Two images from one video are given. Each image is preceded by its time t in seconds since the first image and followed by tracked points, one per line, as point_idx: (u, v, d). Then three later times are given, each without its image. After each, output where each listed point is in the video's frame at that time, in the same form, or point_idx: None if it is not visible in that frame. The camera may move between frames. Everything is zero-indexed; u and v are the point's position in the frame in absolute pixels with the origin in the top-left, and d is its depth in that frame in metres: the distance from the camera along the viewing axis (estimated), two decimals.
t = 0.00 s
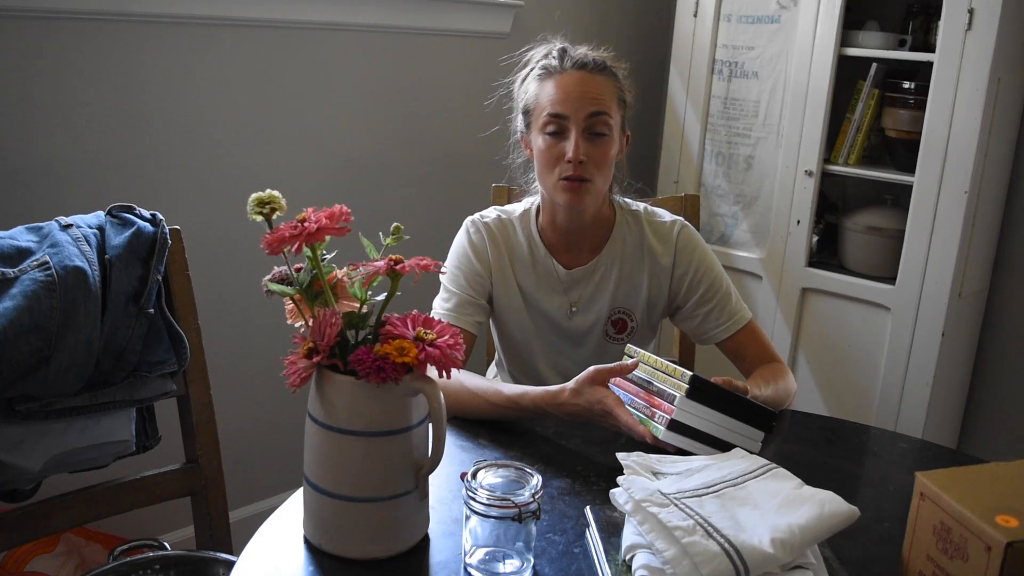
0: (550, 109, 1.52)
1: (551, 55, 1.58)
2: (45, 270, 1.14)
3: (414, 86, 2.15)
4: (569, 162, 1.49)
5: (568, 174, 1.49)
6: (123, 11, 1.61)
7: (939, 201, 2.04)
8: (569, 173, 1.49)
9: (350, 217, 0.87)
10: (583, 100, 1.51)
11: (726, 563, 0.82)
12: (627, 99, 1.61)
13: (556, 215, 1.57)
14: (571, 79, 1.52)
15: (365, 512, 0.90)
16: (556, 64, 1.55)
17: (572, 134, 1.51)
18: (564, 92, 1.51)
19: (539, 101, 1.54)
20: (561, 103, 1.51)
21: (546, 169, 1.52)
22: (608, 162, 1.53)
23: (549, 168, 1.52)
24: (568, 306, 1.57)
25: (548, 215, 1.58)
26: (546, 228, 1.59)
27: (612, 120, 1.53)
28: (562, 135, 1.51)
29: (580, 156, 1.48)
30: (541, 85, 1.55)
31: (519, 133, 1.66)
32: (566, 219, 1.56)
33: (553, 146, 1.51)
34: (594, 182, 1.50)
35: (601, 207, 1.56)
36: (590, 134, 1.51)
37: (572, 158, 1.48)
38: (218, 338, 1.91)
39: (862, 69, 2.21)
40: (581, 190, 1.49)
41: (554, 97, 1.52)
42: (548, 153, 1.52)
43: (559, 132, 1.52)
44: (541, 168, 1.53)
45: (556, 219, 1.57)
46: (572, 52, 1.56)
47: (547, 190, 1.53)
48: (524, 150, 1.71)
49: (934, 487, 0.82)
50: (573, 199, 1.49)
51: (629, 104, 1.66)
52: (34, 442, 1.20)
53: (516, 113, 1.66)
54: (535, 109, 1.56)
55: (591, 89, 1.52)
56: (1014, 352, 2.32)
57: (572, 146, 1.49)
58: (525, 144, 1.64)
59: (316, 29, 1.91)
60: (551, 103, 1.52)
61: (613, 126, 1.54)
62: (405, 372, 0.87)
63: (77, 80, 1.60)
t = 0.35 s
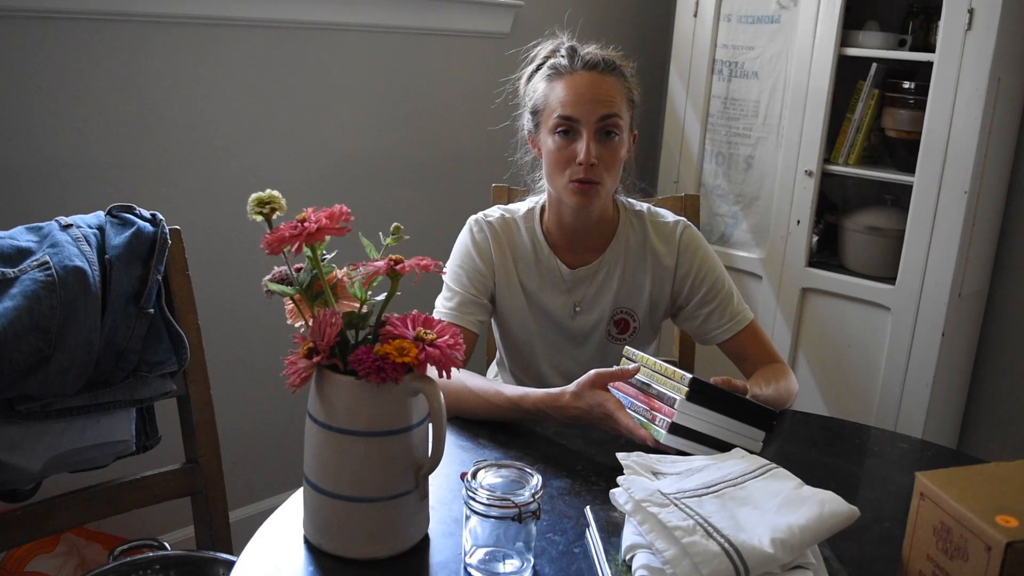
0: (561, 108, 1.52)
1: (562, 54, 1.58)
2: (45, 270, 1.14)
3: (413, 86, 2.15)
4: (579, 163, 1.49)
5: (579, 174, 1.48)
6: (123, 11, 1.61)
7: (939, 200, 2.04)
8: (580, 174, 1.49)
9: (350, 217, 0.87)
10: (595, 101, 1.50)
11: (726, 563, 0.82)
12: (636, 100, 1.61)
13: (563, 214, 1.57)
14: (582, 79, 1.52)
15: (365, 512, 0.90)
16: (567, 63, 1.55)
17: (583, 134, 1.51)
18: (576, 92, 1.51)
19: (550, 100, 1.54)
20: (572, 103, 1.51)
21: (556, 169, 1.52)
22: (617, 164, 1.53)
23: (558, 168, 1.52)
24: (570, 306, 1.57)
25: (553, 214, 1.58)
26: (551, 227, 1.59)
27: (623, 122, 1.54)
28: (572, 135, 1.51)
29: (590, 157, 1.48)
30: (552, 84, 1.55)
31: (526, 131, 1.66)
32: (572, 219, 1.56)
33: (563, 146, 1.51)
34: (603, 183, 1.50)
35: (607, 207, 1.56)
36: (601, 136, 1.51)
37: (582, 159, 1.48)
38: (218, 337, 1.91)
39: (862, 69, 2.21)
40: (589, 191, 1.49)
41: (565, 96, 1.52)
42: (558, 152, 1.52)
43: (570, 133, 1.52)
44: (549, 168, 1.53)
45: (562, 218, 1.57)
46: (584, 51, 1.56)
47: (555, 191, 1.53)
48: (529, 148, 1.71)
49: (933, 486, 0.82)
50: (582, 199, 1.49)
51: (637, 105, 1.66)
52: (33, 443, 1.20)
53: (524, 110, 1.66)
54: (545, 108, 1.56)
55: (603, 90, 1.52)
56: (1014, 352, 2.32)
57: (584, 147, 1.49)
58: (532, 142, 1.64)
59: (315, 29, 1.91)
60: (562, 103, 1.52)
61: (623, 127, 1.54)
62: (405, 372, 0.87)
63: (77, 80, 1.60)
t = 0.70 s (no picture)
0: (566, 109, 1.52)
1: (564, 54, 1.58)
2: (45, 270, 1.14)
3: (413, 86, 2.15)
4: (587, 163, 1.48)
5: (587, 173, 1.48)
6: (123, 11, 1.61)
7: (939, 200, 2.04)
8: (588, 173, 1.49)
9: (350, 217, 0.87)
10: (600, 101, 1.51)
11: (726, 563, 0.82)
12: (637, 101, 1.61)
13: (565, 214, 1.57)
14: (587, 80, 1.52)
15: (365, 512, 0.90)
16: (570, 64, 1.55)
17: (589, 134, 1.51)
18: (581, 92, 1.51)
19: (554, 100, 1.54)
20: (578, 103, 1.51)
21: (562, 169, 1.51)
22: (622, 164, 1.53)
23: (564, 168, 1.51)
24: (570, 306, 1.57)
25: (555, 215, 1.58)
26: (553, 227, 1.59)
27: (627, 122, 1.54)
28: (578, 135, 1.51)
29: (598, 156, 1.48)
30: (555, 84, 1.55)
31: (526, 132, 1.66)
32: (575, 219, 1.56)
33: (569, 146, 1.51)
34: (609, 183, 1.50)
35: (609, 208, 1.56)
36: (607, 136, 1.51)
37: (590, 158, 1.48)
38: (218, 338, 1.91)
39: (862, 69, 2.21)
40: (596, 191, 1.49)
41: (570, 97, 1.52)
42: (564, 152, 1.51)
43: (575, 133, 1.52)
44: (555, 168, 1.53)
45: (565, 218, 1.57)
46: (587, 52, 1.56)
47: (560, 191, 1.53)
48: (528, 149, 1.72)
49: (933, 486, 0.82)
50: (590, 198, 1.49)
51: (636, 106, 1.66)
52: (33, 443, 1.20)
53: (524, 112, 1.66)
54: (549, 108, 1.56)
55: (608, 91, 1.52)
56: (1014, 352, 2.32)
57: (592, 147, 1.49)
58: (532, 143, 1.64)
59: (315, 29, 1.91)
60: (567, 104, 1.52)
61: (627, 128, 1.54)
62: (405, 372, 0.87)
63: (77, 80, 1.60)
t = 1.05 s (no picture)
0: (573, 123, 1.52)
1: (571, 66, 1.58)
2: (45, 269, 1.14)
3: (413, 86, 2.15)
4: (592, 180, 1.48)
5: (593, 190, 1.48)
6: (123, 11, 1.61)
7: (939, 200, 2.04)
8: (593, 193, 1.48)
9: (350, 217, 0.87)
10: (608, 118, 1.50)
11: (726, 563, 0.82)
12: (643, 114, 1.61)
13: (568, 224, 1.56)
14: (594, 94, 1.52)
15: (365, 512, 0.90)
16: (577, 77, 1.55)
17: (596, 151, 1.50)
18: (588, 107, 1.51)
19: (561, 115, 1.54)
20: (585, 119, 1.50)
21: (568, 187, 1.51)
22: (628, 180, 1.52)
23: (570, 184, 1.51)
24: (570, 308, 1.57)
25: (558, 224, 1.58)
26: (554, 235, 1.59)
27: (634, 139, 1.54)
28: (584, 150, 1.51)
29: (604, 174, 1.47)
30: (562, 98, 1.55)
31: (530, 142, 1.66)
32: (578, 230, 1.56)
33: (575, 161, 1.51)
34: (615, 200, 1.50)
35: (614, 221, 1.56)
36: (613, 152, 1.51)
37: (596, 176, 1.47)
38: (218, 337, 1.91)
39: (861, 69, 2.21)
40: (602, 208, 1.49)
41: (577, 112, 1.51)
42: (570, 168, 1.51)
43: (582, 151, 1.51)
44: (560, 183, 1.52)
45: (568, 228, 1.57)
46: (594, 64, 1.56)
47: (567, 207, 1.52)
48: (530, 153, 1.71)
49: (933, 486, 0.82)
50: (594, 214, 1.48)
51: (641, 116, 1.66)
52: (33, 442, 1.20)
53: (529, 121, 1.66)
54: (556, 122, 1.55)
55: (615, 107, 1.51)
56: (1014, 352, 2.32)
57: (598, 167, 1.48)
58: (537, 153, 1.64)
59: (315, 29, 1.91)
60: (574, 119, 1.51)
61: (634, 144, 1.54)
62: (405, 372, 0.87)
63: (76, 80, 1.60)
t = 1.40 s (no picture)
0: (571, 120, 1.51)
1: (574, 61, 1.57)
2: (45, 270, 1.14)
3: (413, 86, 2.15)
4: (587, 178, 1.48)
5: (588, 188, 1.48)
6: (123, 11, 1.61)
7: (939, 200, 2.04)
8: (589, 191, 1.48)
9: (350, 217, 0.87)
10: (606, 116, 1.50)
11: (726, 563, 0.82)
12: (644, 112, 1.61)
13: (565, 222, 1.56)
14: (595, 92, 1.52)
15: (365, 512, 0.90)
16: (579, 73, 1.55)
17: (593, 149, 1.50)
18: (587, 104, 1.51)
19: (561, 110, 1.54)
20: (584, 116, 1.50)
21: (563, 181, 1.51)
22: (625, 179, 1.53)
23: (566, 181, 1.51)
24: (569, 309, 1.57)
25: (555, 221, 1.58)
26: (552, 233, 1.59)
27: (633, 138, 1.54)
28: (582, 147, 1.51)
29: (600, 173, 1.48)
30: (563, 94, 1.55)
31: (531, 136, 1.66)
32: (574, 227, 1.56)
33: (572, 159, 1.51)
34: (610, 198, 1.50)
35: (610, 219, 1.56)
36: (610, 151, 1.51)
37: (591, 174, 1.48)
38: (217, 337, 1.91)
39: (862, 69, 2.21)
40: (596, 206, 1.49)
41: (576, 108, 1.51)
42: (566, 165, 1.51)
43: (579, 146, 1.52)
44: (557, 180, 1.53)
45: (564, 225, 1.57)
46: (597, 60, 1.56)
47: (562, 203, 1.53)
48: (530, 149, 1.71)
49: (933, 486, 0.82)
50: (588, 212, 1.49)
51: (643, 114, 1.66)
52: (33, 443, 1.20)
53: (530, 115, 1.65)
54: (555, 117, 1.55)
55: (615, 105, 1.51)
56: (1014, 352, 2.32)
57: (593, 163, 1.49)
58: (537, 148, 1.64)
59: (315, 29, 1.91)
60: (573, 116, 1.51)
61: (632, 143, 1.54)
62: (405, 372, 0.87)
63: (76, 80, 1.60)
